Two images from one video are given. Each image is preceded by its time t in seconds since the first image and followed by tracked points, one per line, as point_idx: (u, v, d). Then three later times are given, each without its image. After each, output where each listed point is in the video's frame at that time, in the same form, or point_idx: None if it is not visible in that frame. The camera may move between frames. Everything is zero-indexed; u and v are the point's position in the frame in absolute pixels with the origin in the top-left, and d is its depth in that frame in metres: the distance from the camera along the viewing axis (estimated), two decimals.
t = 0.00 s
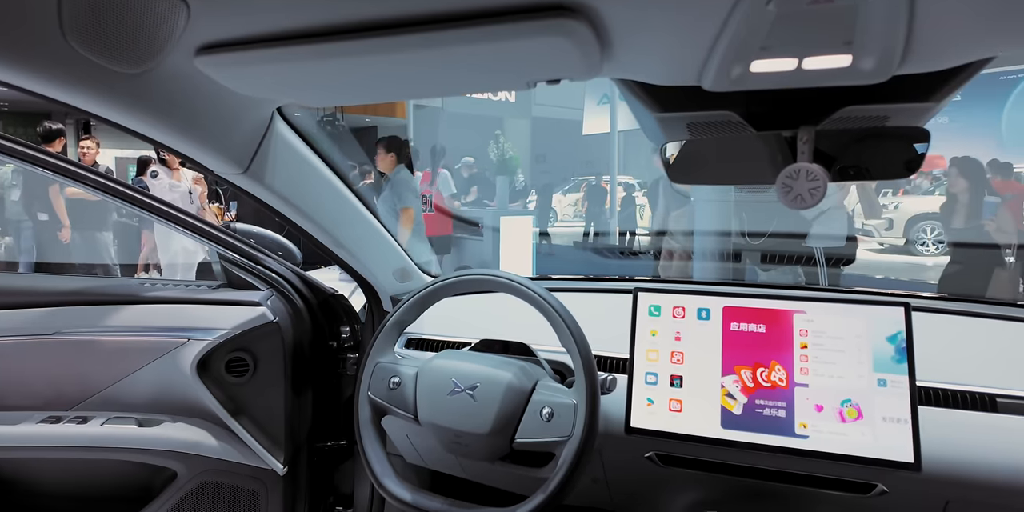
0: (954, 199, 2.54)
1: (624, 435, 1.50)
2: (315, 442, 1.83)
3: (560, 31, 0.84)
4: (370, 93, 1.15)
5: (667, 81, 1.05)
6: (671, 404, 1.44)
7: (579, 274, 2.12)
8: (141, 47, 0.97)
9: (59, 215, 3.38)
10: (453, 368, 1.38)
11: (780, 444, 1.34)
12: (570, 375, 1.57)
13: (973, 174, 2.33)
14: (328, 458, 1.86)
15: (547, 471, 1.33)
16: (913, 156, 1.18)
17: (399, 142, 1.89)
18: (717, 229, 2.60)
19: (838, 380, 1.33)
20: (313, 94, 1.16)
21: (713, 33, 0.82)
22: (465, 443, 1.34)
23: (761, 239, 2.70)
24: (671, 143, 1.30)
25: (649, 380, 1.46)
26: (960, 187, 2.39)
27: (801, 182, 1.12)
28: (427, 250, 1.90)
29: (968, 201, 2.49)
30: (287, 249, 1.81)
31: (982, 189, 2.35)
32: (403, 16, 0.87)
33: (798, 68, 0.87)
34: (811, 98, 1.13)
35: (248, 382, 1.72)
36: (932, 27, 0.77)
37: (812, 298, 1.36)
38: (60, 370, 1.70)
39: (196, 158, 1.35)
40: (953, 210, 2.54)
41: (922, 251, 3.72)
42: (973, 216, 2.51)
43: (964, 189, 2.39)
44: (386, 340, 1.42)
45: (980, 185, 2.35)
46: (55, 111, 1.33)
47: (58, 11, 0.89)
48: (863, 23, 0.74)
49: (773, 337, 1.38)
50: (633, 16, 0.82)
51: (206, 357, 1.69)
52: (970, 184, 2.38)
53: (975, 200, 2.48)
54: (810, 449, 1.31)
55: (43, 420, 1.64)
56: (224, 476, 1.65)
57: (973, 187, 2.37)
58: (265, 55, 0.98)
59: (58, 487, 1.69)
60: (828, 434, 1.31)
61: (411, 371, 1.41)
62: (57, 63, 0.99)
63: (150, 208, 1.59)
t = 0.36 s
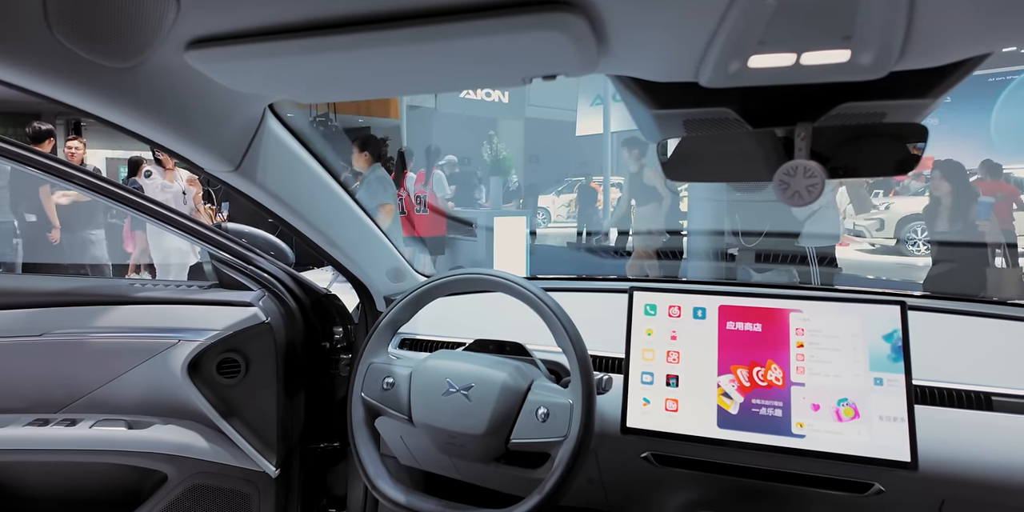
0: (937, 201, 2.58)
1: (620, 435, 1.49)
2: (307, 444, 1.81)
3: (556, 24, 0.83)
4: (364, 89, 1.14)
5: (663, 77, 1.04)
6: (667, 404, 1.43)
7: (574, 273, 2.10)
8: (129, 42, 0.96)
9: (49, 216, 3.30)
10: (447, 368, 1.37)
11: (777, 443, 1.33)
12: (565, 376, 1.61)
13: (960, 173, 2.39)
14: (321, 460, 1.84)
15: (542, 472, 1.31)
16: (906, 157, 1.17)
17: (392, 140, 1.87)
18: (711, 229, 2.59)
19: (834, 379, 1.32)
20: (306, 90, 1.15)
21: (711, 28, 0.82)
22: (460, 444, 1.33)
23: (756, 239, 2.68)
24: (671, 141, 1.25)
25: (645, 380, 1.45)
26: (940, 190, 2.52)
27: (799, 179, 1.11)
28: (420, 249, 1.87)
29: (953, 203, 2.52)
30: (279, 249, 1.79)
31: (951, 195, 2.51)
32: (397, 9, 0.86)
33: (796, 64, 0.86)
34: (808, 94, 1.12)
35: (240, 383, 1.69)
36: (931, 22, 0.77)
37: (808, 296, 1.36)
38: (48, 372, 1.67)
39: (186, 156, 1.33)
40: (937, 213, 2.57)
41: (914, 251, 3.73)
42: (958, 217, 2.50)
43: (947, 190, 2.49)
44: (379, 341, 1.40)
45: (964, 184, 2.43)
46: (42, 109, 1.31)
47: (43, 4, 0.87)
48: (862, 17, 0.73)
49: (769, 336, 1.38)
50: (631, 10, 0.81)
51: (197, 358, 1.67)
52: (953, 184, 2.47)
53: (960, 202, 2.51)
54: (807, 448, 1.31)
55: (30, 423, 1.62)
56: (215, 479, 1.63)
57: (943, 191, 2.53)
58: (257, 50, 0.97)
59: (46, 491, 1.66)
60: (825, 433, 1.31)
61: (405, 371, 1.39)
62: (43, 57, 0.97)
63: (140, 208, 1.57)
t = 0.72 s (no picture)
0: (932, 201, 2.55)
1: (619, 441, 1.49)
2: (306, 449, 1.81)
3: (561, 35, 0.83)
4: (365, 97, 1.13)
5: (666, 86, 1.05)
6: (667, 410, 1.43)
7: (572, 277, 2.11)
8: (130, 51, 0.95)
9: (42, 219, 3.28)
10: (448, 374, 1.37)
11: (776, 450, 1.33)
12: (565, 382, 1.54)
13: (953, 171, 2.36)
14: (319, 465, 1.84)
15: (542, 478, 1.31)
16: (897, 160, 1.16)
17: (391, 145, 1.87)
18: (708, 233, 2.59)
19: (833, 385, 1.33)
20: (307, 98, 1.14)
21: (715, 40, 0.82)
22: (460, 451, 1.32)
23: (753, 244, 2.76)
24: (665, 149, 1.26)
25: (645, 385, 1.45)
26: (936, 189, 2.48)
27: (799, 188, 1.12)
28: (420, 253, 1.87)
29: (948, 204, 2.50)
30: (277, 255, 1.76)
31: (947, 195, 2.48)
32: (401, 20, 0.86)
33: (799, 75, 0.87)
34: (809, 105, 1.13)
35: (238, 389, 1.69)
36: (933, 35, 0.77)
37: (807, 303, 1.36)
38: (45, 378, 1.66)
39: (186, 163, 1.32)
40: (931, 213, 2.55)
41: (908, 252, 3.75)
42: (953, 217, 2.51)
43: (943, 191, 2.45)
44: (379, 347, 1.40)
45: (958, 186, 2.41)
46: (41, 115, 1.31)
47: (45, 14, 0.87)
48: (867, 30, 0.73)
49: (768, 342, 1.38)
50: (636, 22, 0.81)
51: (196, 364, 1.67)
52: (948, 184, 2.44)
53: (955, 203, 2.49)
54: (807, 454, 1.31)
55: (27, 429, 1.61)
56: (213, 485, 1.63)
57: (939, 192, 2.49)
58: (260, 59, 0.97)
59: (43, 497, 1.65)
60: (824, 440, 1.31)
61: (405, 377, 1.39)
62: (44, 66, 0.97)
63: (137, 213, 1.56)
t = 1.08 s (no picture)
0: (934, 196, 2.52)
1: (615, 442, 1.49)
2: (303, 451, 1.81)
3: (555, 42, 0.84)
4: (362, 101, 1.14)
5: (660, 90, 1.05)
6: (662, 411, 1.44)
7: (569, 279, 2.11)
8: (127, 56, 0.96)
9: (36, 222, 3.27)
10: (444, 376, 1.37)
11: (771, 450, 1.34)
12: (560, 383, 1.52)
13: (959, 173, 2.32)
14: (316, 467, 1.84)
15: (538, 479, 1.32)
16: (896, 161, 1.19)
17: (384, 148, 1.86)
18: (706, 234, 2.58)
19: (827, 386, 1.34)
20: (304, 101, 1.15)
21: (707, 46, 0.83)
22: (457, 453, 1.33)
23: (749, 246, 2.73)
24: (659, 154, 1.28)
25: (640, 387, 1.46)
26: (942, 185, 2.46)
27: (792, 191, 1.13)
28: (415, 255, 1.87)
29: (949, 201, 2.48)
30: (274, 256, 1.81)
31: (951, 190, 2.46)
32: (396, 26, 0.86)
33: (790, 80, 0.87)
34: (801, 109, 1.14)
35: (235, 391, 1.69)
36: (921, 41, 0.78)
37: (801, 305, 1.37)
38: (43, 380, 1.67)
39: (183, 166, 1.33)
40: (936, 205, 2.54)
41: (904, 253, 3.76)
42: (956, 213, 2.52)
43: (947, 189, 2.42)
44: (376, 349, 1.41)
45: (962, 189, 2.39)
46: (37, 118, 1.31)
47: (42, 20, 0.87)
48: (856, 38, 0.74)
49: (763, 343, 1.39)
50: (629, 28, 0.82)
51: (193, 366, 1.67)
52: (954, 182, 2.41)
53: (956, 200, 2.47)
54: (801, 455, 1.32)
55: (24, 431, 1.61)
56: (210, 487, 1.63)
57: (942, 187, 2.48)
58: (258, 64, 0.97)
59: (40, 499, 1.65)
60: (818, 440, 1.32)
61: (402, 380, 1.40)
62: (42, 71, 0.97)
63: (133, 216, 1.56)
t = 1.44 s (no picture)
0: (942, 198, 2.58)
1: (619, 441, 1.49)
2: (305, 451, 1.81)
3: (564, 38, 0.84)
4: (368, 99, 1.14)
5: (666, 88, 1.05)
6: (667, 410, 1.44)
7: (571, 278, 2.11)
8: (134, 53, 0.96)
9: (36, 222, 3.25)
10: (448, 375, 1.37)
11: (775, 449, 1.34)
12: (565, 382, 1.52)
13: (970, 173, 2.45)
14: (319, 467, 1.84)
15: (542, 478, 1.32)
16: (894, 161, 1.19)
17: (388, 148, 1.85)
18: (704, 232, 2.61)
19: (832, 385, 1.34)
20: (310, 99, 1.15)
21: (716, 43, 0.83)
22: (461, 452, 1.33)
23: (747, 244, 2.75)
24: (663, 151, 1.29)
25: (645, 386, 1.46)
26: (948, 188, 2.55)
27: (799, 189, 1.14)
28: (417, 255, 1.87)
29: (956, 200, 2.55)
30: (276, 256, 1.78)
31: (960, 192, 2.57)
32: (404, 23, 0.86)
33: (799, 77, 0.87)
34: (808, 107, 1.13)
35: (237, 390, 1.69)
36: (930, 38, 0.78)
37: (805, 304, 1.37)
38: (44, 380, 1.66)
39: (186, 164, 1.32)
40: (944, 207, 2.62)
41: (903, 254, 3.76)
42: (967, 215, 2.58)
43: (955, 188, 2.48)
44: (380, 348, 1.41)
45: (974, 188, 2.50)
46: (39, 117, 1.31)
47: (49, 16, 0.87)
48: (866, 34, 0.74)
49: (767, 342, 1.39)
50: (638, 25, 0.82)
51: (195, 366, 1.67)
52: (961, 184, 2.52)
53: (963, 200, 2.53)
54: (806, 454, 1.32)
55: (25, 431, 1.61)
56: (211, 487, 1.63)
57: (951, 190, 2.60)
58: (265, 61, 0.97)
59: (42, 498, 1.65)
60: (823, 439, 1.32)
61: (406, 378, 1.40)
62: (48, 68, 0.97)
63: (135, 214, 1.56)
